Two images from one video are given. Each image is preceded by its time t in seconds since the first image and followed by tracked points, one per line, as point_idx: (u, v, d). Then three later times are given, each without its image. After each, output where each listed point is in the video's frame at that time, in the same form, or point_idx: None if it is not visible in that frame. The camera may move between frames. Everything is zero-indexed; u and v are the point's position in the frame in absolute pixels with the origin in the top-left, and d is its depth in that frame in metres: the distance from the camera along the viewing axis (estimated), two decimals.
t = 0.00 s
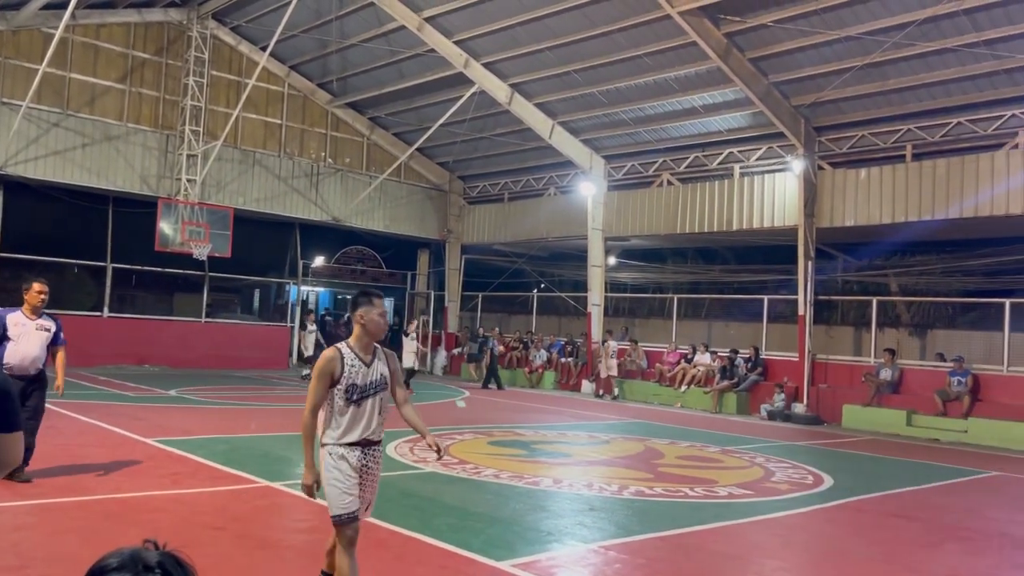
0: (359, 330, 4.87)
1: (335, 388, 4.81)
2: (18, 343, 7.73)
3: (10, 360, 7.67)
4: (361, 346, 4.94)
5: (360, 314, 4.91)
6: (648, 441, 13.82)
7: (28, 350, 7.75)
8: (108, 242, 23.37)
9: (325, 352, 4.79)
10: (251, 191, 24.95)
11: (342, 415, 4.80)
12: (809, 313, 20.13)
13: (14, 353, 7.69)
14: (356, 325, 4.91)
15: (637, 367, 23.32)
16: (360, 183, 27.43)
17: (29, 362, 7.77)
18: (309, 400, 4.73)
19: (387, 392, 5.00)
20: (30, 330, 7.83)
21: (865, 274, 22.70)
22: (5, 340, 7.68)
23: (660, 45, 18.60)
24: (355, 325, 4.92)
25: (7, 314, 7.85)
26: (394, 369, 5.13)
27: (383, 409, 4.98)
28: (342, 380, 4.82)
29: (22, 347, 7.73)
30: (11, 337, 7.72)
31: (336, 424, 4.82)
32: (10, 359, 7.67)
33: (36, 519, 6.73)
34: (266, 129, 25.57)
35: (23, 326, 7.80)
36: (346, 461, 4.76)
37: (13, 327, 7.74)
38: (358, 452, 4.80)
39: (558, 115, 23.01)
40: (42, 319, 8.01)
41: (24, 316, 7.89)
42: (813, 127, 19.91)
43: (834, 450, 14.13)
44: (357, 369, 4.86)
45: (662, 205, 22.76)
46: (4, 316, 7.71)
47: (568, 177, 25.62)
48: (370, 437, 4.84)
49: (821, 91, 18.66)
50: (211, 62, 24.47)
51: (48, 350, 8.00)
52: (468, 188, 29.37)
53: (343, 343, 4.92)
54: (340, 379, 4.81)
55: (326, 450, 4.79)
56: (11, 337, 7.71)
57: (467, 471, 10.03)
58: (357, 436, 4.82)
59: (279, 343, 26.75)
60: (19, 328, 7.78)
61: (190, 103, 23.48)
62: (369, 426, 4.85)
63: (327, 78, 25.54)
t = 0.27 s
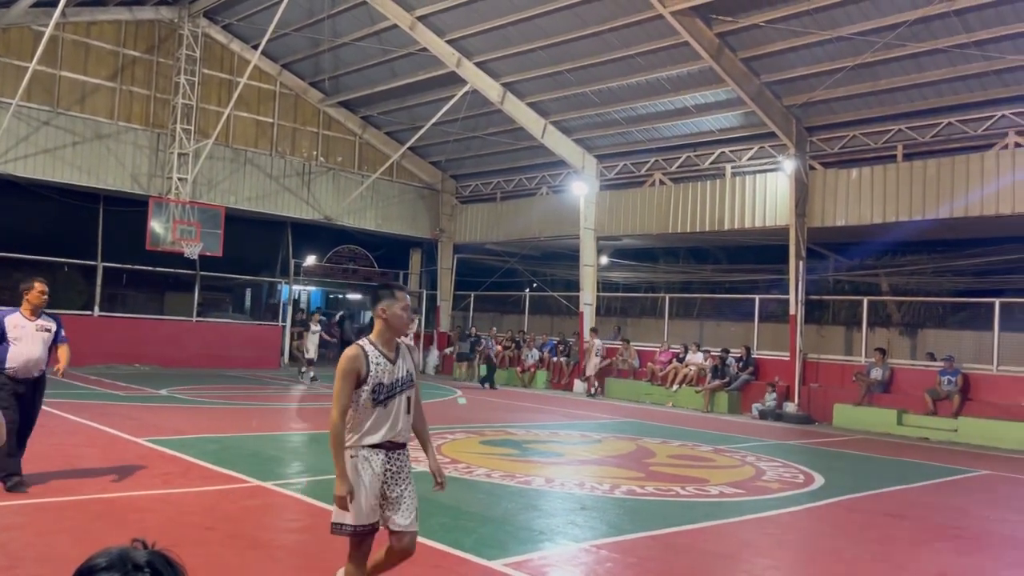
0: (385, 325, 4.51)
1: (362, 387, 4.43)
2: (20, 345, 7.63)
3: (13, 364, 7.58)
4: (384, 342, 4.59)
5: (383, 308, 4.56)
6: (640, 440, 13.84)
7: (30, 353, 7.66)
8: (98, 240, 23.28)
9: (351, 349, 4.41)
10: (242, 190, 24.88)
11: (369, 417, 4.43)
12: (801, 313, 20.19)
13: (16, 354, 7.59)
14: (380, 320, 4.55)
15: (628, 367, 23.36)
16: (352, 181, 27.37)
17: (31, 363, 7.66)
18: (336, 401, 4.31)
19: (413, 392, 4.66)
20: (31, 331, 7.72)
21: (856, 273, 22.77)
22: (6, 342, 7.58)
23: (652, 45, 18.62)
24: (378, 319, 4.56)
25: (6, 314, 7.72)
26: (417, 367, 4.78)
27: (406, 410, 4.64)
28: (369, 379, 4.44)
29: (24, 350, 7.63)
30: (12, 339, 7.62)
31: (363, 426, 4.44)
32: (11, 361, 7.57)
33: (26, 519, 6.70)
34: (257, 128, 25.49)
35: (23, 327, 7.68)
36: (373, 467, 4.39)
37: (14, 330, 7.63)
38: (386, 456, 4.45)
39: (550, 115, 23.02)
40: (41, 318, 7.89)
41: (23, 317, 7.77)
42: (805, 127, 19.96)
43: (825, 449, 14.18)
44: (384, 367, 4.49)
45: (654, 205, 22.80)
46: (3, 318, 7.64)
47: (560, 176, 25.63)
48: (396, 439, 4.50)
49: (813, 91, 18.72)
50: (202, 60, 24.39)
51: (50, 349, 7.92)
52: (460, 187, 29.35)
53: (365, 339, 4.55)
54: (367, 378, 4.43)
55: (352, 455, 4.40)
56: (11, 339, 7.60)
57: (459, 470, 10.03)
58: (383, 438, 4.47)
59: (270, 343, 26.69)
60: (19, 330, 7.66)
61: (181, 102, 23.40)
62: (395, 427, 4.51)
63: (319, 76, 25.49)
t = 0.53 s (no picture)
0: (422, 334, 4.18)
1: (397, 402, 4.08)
2: (19, 346, 7.54)
3: (15, 366, 7.51)
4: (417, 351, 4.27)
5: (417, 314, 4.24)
6: (632, 439, 13.86)
7: (31, 353, 7.59)
8: (89, 239, 23.18)
9: (387, 359, 4.07)
10: (234, 189, 24.80)
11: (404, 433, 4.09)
12: (792, 312, 20.24)
13: (17, 356, 7.52)
14: (413, 327, 4.23)
15: (620, 366, 23.38)
16: (344, 180, 27.32)
17: (32, 364, 7.59)
18: (376, 415, 3.96)
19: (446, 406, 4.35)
20: (30, 331, 7.67)
21: (847, 272, 22.82)
22: (6, 344, 7.50)
23: (644, 44, 18.64)
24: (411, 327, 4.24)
25: (2, 317, 7.66)
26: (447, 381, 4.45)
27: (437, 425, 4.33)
28: (405, 393, 4.09)
29: (24, 351, 7.55)
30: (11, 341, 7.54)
31: (400, 443, 4.11)
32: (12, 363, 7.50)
33: (16, 518, 6.67)
34: (249, 126, 25.42)
35: (21, 329, 7.64)
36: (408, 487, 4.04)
37: (12, 332, 7.57)
38: (424, 475, 4.14)
39: (543, 113, 23.02)
40: (37, 318, 7.85)
41: (20, 317, 7.72)
42: (796, 127, 20.01)
43: (816, 448, 14.22)
44: (421, 378, 4.17)
45: (646, 204, 22.82)
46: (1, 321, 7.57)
47: (552, 175, 25.64)
48: (431, 456, 4.20)
49: (804, 91, 18.77)
50: (193, 58, 24.31)
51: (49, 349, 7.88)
52: (453, 185, 29.32)
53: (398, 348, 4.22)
54: (405, 390, 4.10)
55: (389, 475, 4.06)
56: (11, 341, 7.53)
57: (451, 469, 10.02)
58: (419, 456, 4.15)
59: (262, 342, 26.62)
60: (17, 332, 7.61)
61: (172, 100, 23.31)
62: (430, 443, 4.21)
63: (311, 75, 25.43)
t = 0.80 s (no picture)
0: (473, 332, 4.01)
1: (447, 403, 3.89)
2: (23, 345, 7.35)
3: (14, 364, 7.32)
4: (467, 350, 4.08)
5: (468, 311, 4.05)
6: (625, 437, 13.88)
7: (33, 353, 7.38)
8: (80, 237, 23.10)
9: (435, 356, 3.88)
10: (225, 187, 24.73)
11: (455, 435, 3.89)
12: (784, 310, 20.30)
13: (20, 354, 7.33)
14: (464, 324, 4.05)
15: (613, 364, 23.41)
16: (336, 178, 27.26)
17: (35, 363, 7.40)
18: (420, 417, 3.78)
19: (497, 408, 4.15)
20: (34, 330, 7.45)
21: (839, 271, 22.89)
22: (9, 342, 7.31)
23: (637, 43, 18.65)
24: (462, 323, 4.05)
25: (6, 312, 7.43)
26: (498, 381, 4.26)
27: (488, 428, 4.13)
28: (455, 393, 3.91)
29: (27, 350, 7.35)
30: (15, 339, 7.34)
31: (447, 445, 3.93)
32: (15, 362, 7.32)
33: (6, 517, 6.64)
34: (240, 124, 25.35)
35: (26, 327, 7.42)
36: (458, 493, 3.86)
37: (15, 329, 7.36)
38: (471, 481, 3.94)
39: (535, 112, 23.01)
40: (42, 315, 7.62)
41: (24, 314, 7.49)
42: (788, 125, 20.06)
43: (808, 445, 14.26)
44: (469, 379, 3.97)
45: (639, 203, 22.84)
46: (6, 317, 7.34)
47: (545, 173, 25.64)
48: (480, 461, 3.99)
49: (796, 89, 18.82)
50: (185, 56, 24.23)
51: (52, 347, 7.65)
52: (445, 184, 29.29)
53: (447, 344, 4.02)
54: (453, 391, 3.90)
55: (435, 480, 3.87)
56: (15, 340, 7.33)
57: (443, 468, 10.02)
58: (470, 462, 3.95)
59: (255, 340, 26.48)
60: (21, 330, 7.39)
61: (163, 97, 23.23)
62: (480, 448, 4.00)
63: (303, 72, 25.37)
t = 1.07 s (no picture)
0: (519, 339, 3.79)
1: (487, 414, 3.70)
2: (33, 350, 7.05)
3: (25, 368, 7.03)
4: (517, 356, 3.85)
5: (518, 315, 3.83)
6: (617, 434, 13.89)
7: (43, 359, 7.04)
8: (71, 235, 23.03)
9: (476, 364, 3.67)
10: (217, 185, 24.65)
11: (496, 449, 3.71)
12: (775, 307, 20.35)
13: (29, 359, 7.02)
14: (512, 330, 3.82)
15: (606, 361, 23.43)
16: (328, 176, 27.19)
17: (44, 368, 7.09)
18: (455, 428, 3.61)
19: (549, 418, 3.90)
20: (45, 335, 7.12)
21: (830, 268, 22.97)
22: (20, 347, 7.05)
23: (628, 41, 18.66)
24: (511, 329, 3.84)
25: (21, 314, 7.18)
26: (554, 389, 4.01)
27: (542, 441, 3.90)
28: (498, 405, 3.70)
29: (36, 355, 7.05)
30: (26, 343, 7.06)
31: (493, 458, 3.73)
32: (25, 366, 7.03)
33: None
34: (232, 122, 25.26)
35: (38, 331, 7.11)
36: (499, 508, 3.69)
37: (27, 333, 7.07)
38: (517, 498, 3.73)
39: (528, 109, 22.99)
40: (56, 320, 7.29)
41: (38, 317, 7.18)
42: (780, 123, 20.10)
43: (800, 442, 14.31)
44: (517, 390, 3.74)
45: (632, 200, 22.85)
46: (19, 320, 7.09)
47: (538, 171, 25.64)
48: (528, 478, 3.78)
49: (788, 87, 18.86)
50: (175, 53, 24.14)
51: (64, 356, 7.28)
52: (438, 181, 29.25)
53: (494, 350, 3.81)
54: (497, 402, 3.69)
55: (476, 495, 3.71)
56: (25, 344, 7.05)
57: (436, 465, 10.01)
58: (518, 477, 3.75)
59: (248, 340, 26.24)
60: (33, 335, 7.08)
61: (154, 95, 23.13)
62: (529, 463, 3.78)
63: (295, 70, 25.30)
